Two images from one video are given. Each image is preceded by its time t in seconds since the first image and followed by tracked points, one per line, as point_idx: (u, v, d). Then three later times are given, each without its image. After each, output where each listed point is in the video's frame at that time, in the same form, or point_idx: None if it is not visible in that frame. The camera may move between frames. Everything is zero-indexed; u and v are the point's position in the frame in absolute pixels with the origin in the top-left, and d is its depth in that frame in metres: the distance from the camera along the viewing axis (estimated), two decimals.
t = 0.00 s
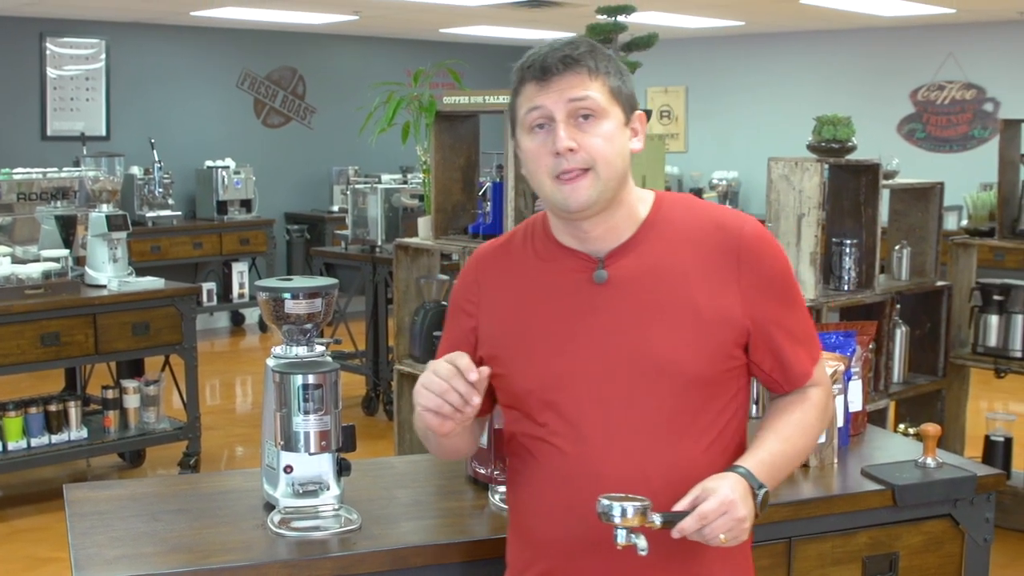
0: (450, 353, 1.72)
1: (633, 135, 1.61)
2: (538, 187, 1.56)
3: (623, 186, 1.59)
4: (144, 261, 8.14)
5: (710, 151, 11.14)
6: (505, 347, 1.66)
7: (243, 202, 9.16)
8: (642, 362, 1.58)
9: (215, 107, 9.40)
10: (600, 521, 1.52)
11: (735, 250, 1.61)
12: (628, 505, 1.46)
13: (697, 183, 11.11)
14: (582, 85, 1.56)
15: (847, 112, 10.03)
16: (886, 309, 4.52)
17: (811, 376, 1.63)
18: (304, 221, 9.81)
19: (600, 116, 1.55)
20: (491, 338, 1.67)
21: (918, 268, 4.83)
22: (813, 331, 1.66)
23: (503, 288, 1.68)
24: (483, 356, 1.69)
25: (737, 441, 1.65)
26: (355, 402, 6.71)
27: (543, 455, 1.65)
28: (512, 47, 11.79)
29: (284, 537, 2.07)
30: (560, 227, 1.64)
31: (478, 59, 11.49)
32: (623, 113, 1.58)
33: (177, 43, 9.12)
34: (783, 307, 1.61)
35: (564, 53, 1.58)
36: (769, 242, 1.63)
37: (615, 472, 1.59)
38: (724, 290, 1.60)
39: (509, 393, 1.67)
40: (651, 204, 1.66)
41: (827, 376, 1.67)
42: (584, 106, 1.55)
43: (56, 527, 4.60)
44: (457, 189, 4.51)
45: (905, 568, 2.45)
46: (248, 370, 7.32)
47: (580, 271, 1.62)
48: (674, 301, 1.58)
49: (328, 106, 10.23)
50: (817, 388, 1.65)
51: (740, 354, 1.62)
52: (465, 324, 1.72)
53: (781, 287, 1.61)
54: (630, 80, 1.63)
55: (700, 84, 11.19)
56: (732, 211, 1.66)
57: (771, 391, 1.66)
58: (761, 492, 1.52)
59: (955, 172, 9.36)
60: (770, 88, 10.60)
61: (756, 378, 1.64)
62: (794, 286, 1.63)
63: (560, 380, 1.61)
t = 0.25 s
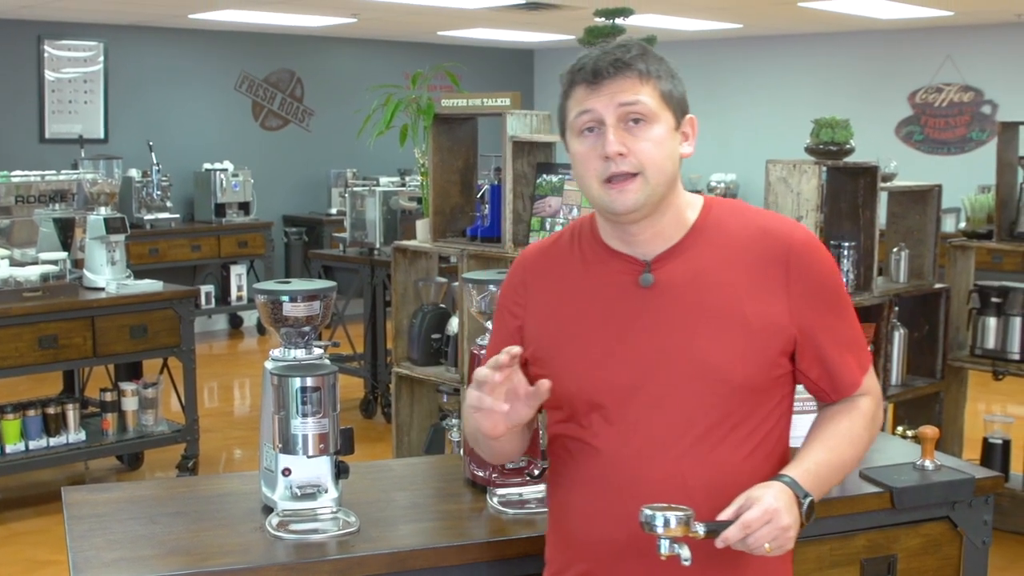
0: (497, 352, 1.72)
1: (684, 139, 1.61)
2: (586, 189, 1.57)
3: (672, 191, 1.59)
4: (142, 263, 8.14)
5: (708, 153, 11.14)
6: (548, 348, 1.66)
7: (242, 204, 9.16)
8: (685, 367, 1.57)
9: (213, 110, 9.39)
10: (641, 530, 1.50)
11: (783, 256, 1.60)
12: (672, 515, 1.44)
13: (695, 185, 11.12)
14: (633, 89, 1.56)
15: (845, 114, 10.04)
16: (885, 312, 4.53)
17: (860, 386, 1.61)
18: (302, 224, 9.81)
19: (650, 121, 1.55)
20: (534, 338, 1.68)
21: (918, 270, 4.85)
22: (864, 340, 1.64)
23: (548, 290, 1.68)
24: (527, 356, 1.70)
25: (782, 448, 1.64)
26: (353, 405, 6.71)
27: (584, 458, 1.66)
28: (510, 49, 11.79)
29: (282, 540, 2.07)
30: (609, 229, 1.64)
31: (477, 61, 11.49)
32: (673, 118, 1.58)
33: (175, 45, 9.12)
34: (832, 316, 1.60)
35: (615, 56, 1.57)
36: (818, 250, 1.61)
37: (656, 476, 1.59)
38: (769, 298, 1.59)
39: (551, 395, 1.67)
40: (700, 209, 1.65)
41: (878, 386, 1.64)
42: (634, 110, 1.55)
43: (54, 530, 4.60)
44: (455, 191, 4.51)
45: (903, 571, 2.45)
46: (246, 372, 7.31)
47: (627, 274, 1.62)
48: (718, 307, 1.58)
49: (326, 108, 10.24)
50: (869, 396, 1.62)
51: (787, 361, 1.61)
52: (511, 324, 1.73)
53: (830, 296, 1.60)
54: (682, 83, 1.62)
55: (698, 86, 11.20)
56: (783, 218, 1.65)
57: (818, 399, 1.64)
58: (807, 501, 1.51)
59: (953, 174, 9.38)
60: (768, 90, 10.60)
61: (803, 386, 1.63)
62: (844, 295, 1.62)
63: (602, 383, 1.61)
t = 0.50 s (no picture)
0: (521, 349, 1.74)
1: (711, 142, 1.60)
2: (610, 190, 1.56)
3: (697, 193, 1.59)
4: (142, 264, 8.14)
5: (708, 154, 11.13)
6: (572, 347, 1.67)
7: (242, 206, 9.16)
8: (707, 369, 1.57)
9: (212, 111, 9.40)
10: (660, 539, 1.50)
11: (809, 262, 1.59)
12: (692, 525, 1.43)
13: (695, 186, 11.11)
14: (660, 92, 1.55)
15: (845, 115, 10.04)
16: (885, 313, 4.53)
17: (883, 393, 1.60)
18: (302, 225, 9.81)
19: (677, 124, 1.54)
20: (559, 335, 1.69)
21: (918, 272, 4.86)
22: (889, 348, 1.63)
23: (572, 288, 1.69)
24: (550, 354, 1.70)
25: (803, 454, 1.63)
26: (352, 406, 6.71)
27: (604, 458, 1.66)
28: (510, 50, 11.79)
29: (282, 541, 2.07)
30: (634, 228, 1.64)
31: (477, 63, 11.50)
32: (700, 121, 1.57)
33: (174, 46, 9.12)
34: (858, 323, 1.59)
35: (642, 58, 1.56)
36: (846, 256, 1.60)
37: (675, 478, 1.59)
38: (794, 302, 1.58)
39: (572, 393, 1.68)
40: (726, 211, 1.65)
41: (902, 394, 1.63)
42: (661, 113, 1.54)
43: (54, 531, 4.60)
44: (455, 192, 4.51)
45: (904, 571, 2.45)
46: (246, 374, 7.31)
47: (651, 274, 1.62)
48: (741, 309, 1.58)
49: (326, 110, 10.24)
50: (892, 403, 1.61)
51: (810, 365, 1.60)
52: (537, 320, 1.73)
53: (856, 302, 1.59)
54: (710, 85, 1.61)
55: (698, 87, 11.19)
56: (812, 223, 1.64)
57: (841, 405, 1.64)
58: (829, 508, 1.51)
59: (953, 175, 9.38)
60: (768, 91, 10.60)
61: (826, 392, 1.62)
62: (870, 302, 1.61)
63: (623, 384, 1.61)
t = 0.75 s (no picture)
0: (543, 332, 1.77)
1: (656, 158, 1.52)
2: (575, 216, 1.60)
3: (648, 216, 1.55)
4: (143, 264, 8.15)
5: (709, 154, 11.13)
6: (578, 339, 1.69)
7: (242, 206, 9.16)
8: (704, 371, 1.56)
9: (213, 111, 9.40)
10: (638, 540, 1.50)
11: (818, 268, 1.55)
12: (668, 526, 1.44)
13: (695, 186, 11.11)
14: (584, 129, 1.53)
15: (845, 115, 10.04)
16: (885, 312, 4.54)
17: (894, 405, 1.55)
18: (302, 225, 9.82)
19: (600, 157, 1.52)
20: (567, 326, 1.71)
21: (917, 272, 4.87)
22: (907, 360, 1.58)
23: (585, 283, 1.71)
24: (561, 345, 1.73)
25: (808, 460, 1.61)
26: (352, 406, 6.71)
27: (605, 453, 1.68)
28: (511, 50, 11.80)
29: (282, 541, 2.07)
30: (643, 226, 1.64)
31: (477, 62, 11.50)
32: (627, 146, 1.51)
33: (174, 46, 9.12)
34: (865, 332, 1.54)
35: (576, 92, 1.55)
36: (858, 263, 1.56)
37: (669, 476, 1.60)
38: (798, 307, 1.55)
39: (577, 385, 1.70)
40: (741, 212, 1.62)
41: (916, 407, 1.58)
42: (586, 147, 1.52)
43: (53, 531, 4.60)
44: (455, 192, 4.51)
45: (903, 571, 2.45)
46: (246, 374, 7.31)
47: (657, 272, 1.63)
48: (741, 311, 1.56)
49: (326, 110, 10.24)
50: (904, 415, 1.56)
51: (815, 372, 1.57)
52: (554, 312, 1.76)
53: (865, 311, 1.54)
54: (651, 95, 1.52)
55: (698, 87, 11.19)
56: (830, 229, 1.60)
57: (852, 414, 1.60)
58: (818, 518, 1.47)
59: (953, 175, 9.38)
60: (768, 91, 10.60)
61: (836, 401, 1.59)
62: (884, 312, 1.56)
63: (622, 380, 1.63)
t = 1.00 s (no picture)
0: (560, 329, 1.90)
1: (623, 171, 1.57)
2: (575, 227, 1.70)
3: (625, 224, 1.60)
4: (143, 264, 8.14)
5: (709, 154, 11.13)
6: (582, 336, 1.78)
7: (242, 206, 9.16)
8: (681, 370, 1.62)
9: (213, 111, 9.40)
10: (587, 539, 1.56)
11: (795, 271, 1.56)
12: (611, 523, 1.49)
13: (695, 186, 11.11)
14: (557, 147, 1.62)
15: (845, 115, 10.04)
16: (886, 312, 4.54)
17: (878, 412, 1.52)
18: (302, 225, 9.82)
19: (572, 173, 1.60)
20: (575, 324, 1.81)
21: (918, 271, 4.88)
22: (901, 366, 1.54)
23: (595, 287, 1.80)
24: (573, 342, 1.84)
25: (797, 464, 1.62)
26: (353, 405, 6.71)
27: (603, 451, 1.75)
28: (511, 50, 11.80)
29: (282, 541, 2.07)
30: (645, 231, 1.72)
31: (477, 62, 11.50)
32: (592, 163, 1.58)
33: (175, 46, 9.12)
34: (845, 337, 1.53)
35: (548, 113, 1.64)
36: (839, 267, 1.55)
37: (655, 470, 1.66)
38: (775, 311, 1.57)
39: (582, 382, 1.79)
40: (735, 217, 1.65)
41: (912, 418, 1.54)
42: (560, 168, 1.62)
43: (53, 531, 4.60)
44: (455, 192, 4.50)
45: (903, 572, 2.44)
46: (246, 374, 7.31)
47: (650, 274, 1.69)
48: (719, 315, 1.60)
49: (326, 110, 10.24)
50: (893, 425, 1.53)
51: (796, 376, 1.58)
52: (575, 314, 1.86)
53: (844, 314, 1.53)
54: (613, 110, 1.57)
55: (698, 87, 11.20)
56: (823, 234, 1.59)
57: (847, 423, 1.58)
58: (775, 527, 1.47)
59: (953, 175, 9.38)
60: (768, 91, 10.60)
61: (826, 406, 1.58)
62: (871, 318, 1.53)
63: (613, 377, 1.71)
